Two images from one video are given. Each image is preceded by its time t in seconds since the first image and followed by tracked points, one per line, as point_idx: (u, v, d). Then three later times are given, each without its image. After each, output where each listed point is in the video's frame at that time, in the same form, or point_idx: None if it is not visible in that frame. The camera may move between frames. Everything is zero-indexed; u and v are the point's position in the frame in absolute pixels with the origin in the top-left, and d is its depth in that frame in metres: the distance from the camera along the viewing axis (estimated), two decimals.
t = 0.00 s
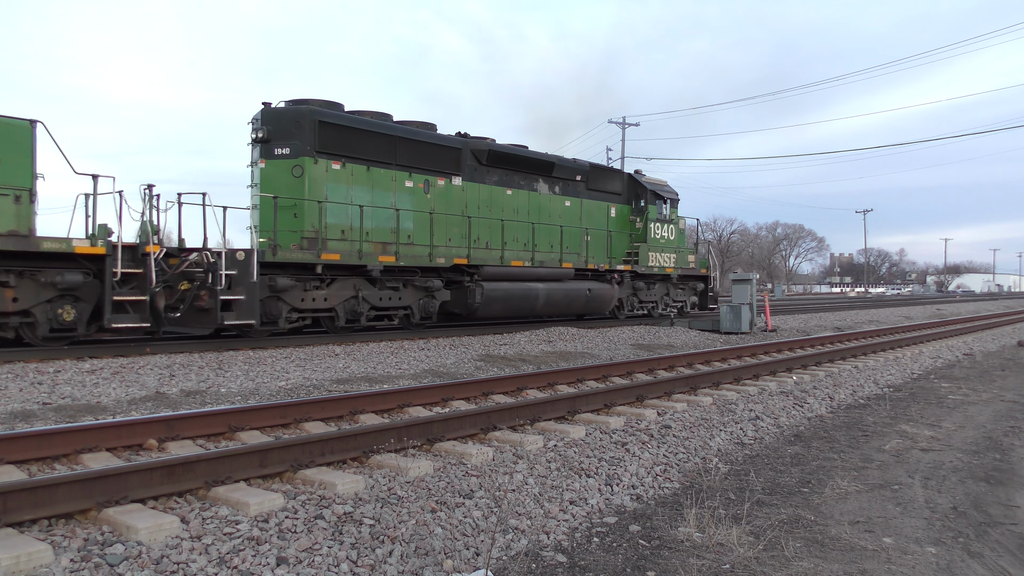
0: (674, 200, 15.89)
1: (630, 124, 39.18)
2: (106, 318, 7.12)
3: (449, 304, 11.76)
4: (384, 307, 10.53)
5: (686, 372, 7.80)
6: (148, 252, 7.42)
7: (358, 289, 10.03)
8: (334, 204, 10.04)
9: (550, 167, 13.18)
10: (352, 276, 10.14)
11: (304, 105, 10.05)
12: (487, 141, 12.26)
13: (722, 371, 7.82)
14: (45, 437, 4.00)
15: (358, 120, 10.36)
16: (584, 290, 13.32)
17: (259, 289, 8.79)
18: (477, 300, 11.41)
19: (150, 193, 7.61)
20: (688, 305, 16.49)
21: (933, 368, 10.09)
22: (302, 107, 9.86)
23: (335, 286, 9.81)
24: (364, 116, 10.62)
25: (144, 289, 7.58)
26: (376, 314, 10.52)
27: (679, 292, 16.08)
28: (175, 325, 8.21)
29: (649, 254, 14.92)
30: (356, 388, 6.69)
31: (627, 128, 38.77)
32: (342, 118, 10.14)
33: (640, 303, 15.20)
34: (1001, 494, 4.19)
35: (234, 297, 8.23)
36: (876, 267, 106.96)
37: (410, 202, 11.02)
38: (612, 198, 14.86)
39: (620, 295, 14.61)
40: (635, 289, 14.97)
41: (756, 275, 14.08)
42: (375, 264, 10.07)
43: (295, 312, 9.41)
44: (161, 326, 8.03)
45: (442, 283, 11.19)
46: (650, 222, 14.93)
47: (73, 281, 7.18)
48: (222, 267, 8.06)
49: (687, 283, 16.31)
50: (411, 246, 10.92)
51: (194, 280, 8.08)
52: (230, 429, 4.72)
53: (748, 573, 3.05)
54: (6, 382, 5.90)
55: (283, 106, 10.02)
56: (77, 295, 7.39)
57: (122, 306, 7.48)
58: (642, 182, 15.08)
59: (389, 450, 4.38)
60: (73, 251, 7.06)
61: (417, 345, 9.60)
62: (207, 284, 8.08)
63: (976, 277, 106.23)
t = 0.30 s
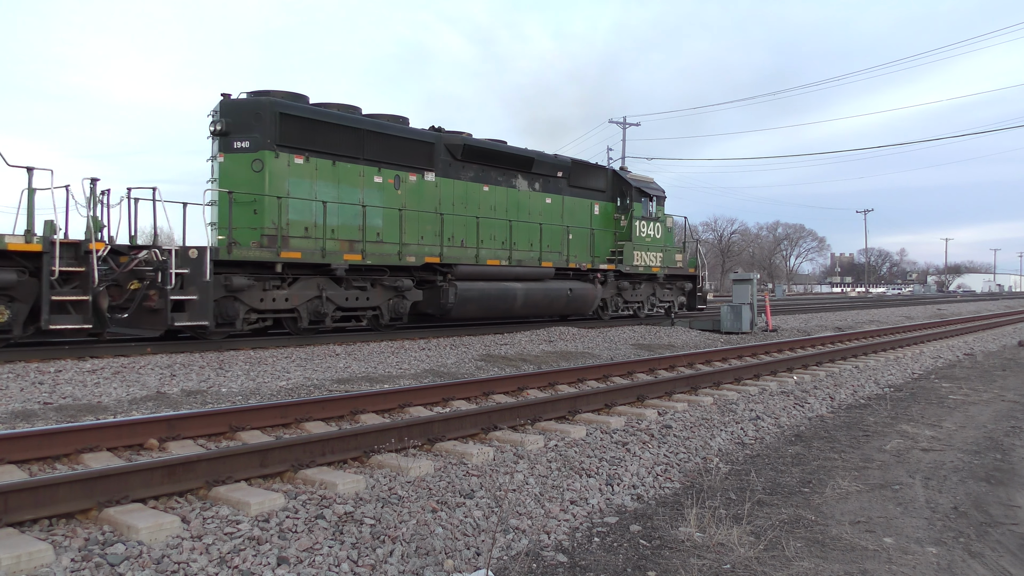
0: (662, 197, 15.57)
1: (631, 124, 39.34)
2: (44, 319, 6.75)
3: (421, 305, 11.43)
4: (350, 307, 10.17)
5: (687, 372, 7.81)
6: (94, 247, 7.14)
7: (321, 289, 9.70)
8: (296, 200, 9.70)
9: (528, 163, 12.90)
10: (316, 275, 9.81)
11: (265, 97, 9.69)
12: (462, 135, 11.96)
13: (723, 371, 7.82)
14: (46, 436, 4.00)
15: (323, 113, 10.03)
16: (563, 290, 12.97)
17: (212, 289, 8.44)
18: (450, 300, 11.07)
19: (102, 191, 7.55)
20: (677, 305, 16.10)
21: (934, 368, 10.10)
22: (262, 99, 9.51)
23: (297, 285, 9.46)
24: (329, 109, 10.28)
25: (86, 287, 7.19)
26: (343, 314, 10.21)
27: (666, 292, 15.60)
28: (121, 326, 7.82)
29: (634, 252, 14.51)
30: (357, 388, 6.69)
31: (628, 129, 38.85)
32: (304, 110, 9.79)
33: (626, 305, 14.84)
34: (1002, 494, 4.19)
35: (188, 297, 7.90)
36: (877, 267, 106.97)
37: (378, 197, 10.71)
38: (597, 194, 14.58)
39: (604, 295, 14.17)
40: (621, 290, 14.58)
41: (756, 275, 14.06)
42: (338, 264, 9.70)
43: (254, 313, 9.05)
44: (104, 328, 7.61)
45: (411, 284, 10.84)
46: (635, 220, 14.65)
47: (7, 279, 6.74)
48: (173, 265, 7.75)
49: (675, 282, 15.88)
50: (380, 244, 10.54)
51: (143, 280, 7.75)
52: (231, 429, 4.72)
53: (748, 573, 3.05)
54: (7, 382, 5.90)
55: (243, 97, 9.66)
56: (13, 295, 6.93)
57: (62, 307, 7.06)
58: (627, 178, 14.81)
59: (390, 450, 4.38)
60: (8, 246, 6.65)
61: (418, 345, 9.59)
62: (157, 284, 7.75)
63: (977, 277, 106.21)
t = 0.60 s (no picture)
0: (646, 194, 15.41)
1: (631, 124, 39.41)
2: None
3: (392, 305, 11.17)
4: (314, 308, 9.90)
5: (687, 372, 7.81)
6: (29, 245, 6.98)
7: (282, 288, 9.41)
8: (255, 195, 9.38)
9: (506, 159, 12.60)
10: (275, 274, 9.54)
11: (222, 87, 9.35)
12: (435, 129, 11.64)
13: (724, 371, 7.82)
14: (46, 436, 4.00)
15: (284, 105, 9.68)
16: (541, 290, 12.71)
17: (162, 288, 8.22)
18: (421, 300, 10.83)
19: (52, 191, 7.66)
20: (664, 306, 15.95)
21: (935, 368, 10.09)
22: (218, 90, 9.17)
23: (256, 284, 9.19)
24: (292, 100, 9.94)
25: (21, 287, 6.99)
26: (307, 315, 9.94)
27: (652, 292, 15.46)
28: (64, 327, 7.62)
29: (618, 251, 14.28)
30: (358, 388, 6.68)
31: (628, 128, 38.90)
32: (263, 102, 9.44)
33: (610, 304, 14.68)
34: (1003, 494, 4.19)
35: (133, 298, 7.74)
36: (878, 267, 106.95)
37: (345, 193, 10.40)
38: (579, 191, 14.31)
39: (587, 295, 13.95)
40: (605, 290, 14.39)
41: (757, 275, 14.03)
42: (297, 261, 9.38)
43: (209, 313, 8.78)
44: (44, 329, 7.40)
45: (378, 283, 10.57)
46: (618, 219, 14.47)
47: None
48: (115, 263, 7.47)
49: (661, 283, 15.74)
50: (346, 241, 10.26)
51: (87, 278, 7.53)
52: (233, 429, 4.72)
53: (750, 573, 3.05)
54: (8, 382, 5.90)
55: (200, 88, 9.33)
56: None
57: None
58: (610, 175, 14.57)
59: (391, 450, 4.39)
60: None
61: (419, 345, 9.59)
62: (102, 283, 7.53)
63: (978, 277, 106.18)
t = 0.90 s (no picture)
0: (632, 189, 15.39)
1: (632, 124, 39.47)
2: None
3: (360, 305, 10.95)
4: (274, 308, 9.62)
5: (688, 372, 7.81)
6: None
7: (238, 288, 9.10)
8: (210, 190, 9.03)
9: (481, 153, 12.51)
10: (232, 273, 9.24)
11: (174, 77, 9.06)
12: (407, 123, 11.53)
13: (725, 371, 7.82)
14: (47, 436, 4.00)
15: (241, 96, 9.42)
16: (516, 291, 12.62)
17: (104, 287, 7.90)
18: (390, 301, 10.65)
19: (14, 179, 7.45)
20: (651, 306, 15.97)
21: (936, 368, 10.09)
22: (170, 79, 8.89)
23: (211, 284, 8.90)
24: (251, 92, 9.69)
25: None
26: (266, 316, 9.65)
27: (638, 292, 15.46)
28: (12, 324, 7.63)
29: (601, 250, 14.24)
30: (359, 388, 6.68)
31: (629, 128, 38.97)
32: (219, 92, 9.17)
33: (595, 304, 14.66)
34: (1004, 494, 4.18)
35: (74, 297, 7.46)
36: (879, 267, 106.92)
37: (308, 189, 10.16)
38: (561, 187, 14.29)
39: (569, 295, 13.91)
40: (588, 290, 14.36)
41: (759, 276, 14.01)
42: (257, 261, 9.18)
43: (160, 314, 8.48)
44: None
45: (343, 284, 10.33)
46: (601, 216, 14.49)
47: None
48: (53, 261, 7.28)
49: (647, 282, 15.75)
50: (310, 240, 10.00)
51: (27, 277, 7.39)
52: (234, 429, 4.72)
53: (751, 573, 3.05)
54: (10, 382, 5.91)
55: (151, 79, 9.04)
56: None
57: None
58: (593, 171, 14.57)
59: (392, 450, 4.39)
60: None
61: (420, 345, 9.59)
62: (39, 283, 7.35)
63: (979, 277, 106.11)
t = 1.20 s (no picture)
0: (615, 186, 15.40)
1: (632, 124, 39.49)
2: None
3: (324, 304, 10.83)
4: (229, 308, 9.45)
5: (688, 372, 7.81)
6: None
7: (189, 288, 8.95)
8: (159, 186, 8.95)
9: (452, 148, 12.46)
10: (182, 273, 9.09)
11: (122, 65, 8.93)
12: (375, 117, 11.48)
13: (726, 370, 7.82)
14: (48, 436, 4.01)
15: (193, 86, 9.31)
16: (489, 291, 12.53)
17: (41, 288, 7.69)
18: (354, 301, 10.50)
19: None
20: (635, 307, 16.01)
21: (936, 368, 10.08)
22: (115, 68, 8.76)
23: (159, 284, 8.73)
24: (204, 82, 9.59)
25: None
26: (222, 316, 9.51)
27: (621, 292, 15.48)
28: None
29: (581, 249, 14.31)
30: (359, 388, 6.68)
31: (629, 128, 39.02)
32: (168, 82, 9.05)
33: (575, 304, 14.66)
34: (1004, 494, 4.18)
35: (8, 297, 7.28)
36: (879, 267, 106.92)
37: (267, 184, 10.08)
38: (540, 184, 14.28)
39: (548, 295, 13.91)
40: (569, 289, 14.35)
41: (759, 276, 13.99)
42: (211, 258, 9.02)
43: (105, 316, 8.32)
44: None
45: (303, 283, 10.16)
46: (583, 213, 14.50)
47: None
48: None
49: (632, 282, 15.79)
50: (269, 237, 9.88)
51: None
52: (234, 429, 4.72)
53: (751, 572, 3.04)
54: (10, 382, 5.90)
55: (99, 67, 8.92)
56: None
57: None
58: (575, 169, 14.59)
59: (392, 450, 4.39)
60: None
61: (420, 345, 9.59)
62: None
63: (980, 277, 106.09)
